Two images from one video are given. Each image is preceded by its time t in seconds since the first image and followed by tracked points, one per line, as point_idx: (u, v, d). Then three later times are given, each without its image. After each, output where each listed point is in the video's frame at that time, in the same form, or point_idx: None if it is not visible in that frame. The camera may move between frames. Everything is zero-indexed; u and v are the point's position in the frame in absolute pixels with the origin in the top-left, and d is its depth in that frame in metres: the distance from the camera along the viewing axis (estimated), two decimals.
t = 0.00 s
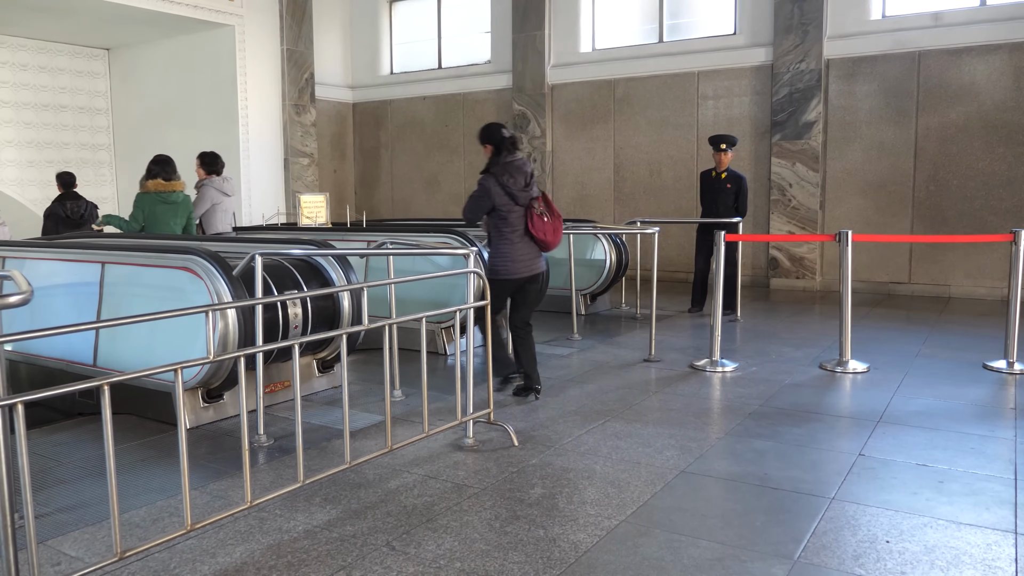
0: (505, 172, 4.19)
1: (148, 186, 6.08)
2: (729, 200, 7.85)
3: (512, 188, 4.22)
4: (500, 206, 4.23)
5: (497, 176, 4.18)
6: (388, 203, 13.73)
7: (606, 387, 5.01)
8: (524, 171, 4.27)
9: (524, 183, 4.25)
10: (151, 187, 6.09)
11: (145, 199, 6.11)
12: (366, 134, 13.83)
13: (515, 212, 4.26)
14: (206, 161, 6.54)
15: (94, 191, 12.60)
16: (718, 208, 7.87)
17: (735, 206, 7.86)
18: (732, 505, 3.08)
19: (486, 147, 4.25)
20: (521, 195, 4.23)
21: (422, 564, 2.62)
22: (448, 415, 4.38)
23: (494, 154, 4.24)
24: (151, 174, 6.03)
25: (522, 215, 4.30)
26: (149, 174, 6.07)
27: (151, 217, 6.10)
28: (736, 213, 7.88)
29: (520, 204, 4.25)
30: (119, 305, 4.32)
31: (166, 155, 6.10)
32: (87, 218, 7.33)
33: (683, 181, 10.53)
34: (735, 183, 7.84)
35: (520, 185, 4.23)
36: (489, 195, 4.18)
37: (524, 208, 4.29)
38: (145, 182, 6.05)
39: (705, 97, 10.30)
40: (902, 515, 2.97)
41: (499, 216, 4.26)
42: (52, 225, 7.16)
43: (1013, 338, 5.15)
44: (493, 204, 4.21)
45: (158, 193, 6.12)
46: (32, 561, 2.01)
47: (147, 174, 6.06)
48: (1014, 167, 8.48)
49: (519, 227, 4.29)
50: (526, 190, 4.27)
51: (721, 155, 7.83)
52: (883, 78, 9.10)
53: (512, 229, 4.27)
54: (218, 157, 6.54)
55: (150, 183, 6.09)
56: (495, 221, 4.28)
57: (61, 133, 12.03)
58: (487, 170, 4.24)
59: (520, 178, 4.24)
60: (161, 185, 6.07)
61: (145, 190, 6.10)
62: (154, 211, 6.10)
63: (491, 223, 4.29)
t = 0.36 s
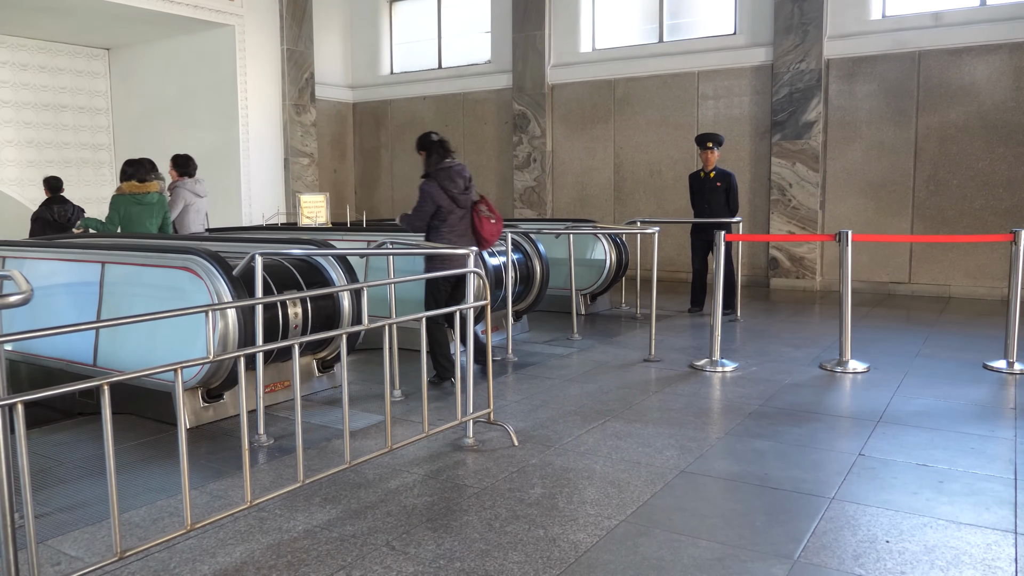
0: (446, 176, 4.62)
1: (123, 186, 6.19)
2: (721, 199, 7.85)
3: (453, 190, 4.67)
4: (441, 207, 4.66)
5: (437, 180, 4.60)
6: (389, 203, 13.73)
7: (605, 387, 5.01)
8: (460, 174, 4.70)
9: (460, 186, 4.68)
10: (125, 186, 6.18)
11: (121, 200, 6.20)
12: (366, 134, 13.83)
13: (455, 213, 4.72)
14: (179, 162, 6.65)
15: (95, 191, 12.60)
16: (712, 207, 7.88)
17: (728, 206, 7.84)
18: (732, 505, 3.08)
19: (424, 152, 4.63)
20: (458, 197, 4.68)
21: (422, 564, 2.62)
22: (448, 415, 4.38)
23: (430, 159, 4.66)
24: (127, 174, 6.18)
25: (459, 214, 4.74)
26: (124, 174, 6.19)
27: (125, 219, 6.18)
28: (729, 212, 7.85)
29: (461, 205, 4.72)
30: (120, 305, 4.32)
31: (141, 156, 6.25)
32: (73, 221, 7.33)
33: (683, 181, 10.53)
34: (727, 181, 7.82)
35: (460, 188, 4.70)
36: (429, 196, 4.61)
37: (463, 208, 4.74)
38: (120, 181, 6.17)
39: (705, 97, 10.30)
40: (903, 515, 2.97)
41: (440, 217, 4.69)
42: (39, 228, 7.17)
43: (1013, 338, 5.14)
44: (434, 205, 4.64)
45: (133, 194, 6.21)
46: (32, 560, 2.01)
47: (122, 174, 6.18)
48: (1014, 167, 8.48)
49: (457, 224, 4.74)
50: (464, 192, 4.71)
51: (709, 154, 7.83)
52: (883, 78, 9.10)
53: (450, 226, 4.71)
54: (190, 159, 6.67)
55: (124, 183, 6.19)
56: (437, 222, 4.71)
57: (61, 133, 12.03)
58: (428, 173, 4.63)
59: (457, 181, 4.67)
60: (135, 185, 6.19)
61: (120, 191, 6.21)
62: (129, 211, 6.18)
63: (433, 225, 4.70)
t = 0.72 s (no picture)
0: (389, 180, 4.93)
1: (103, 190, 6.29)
2: (716, 199, 7.85)
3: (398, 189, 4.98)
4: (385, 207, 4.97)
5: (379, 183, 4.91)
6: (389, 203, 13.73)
7: (605, 387, 5.01)
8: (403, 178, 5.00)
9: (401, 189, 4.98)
10: (105, 189, 6.29)
11: (101, 204, 6.29)
12: (366, 134, 13.83)
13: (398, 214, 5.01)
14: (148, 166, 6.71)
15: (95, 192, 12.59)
16: (708, 208, 7.86)
17: (723, 205, 7.88)
18: (733, 505, 3.08)
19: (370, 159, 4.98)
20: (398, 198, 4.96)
21: (422, 564, 2.62)
22: (448, 415, 4.39)
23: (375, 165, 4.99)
24: (106, 177, 6.27)
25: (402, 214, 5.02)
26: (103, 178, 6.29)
27: (106, 220, 6.27)
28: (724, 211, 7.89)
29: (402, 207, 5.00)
30: (119, 305, 4.32)
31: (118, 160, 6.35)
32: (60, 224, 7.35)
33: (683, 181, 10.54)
34: (721, 181, 7.85)
35: (401, 191, 5.02)
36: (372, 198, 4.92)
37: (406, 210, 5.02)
38: (100, 186, 6.28)
39: (705, 97, 10.30)
40: (903, 515, 2.97)
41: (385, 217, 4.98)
42: (27, 232, 7.19)
43: (1013, 338, 5.14)
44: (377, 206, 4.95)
45: (114, 197, 6.32)
46: (32, 560, 2.01)
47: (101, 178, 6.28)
48: (1014, 167, 8.48)
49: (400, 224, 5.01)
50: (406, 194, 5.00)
51: (699, 155, 7.86)
52: (883, 78, 9.10)
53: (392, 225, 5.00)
54: (158, 162, 6.74)
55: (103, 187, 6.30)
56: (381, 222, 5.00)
57: (61, 133, 12.03)
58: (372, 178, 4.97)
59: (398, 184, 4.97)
60: (115, 188, 6.28)
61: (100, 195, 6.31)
62: (110, 214, 6.28)
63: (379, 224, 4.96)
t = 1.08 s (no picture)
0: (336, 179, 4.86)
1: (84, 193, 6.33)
2: (717, 199, 7.84)
3: (343, 188, 4.89)
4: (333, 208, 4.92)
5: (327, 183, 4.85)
6: (389, 203, 13.74)
7: (606, 387, 5.01)
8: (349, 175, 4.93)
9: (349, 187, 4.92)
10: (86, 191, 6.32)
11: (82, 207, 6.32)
12: (366, 134, 13.83)
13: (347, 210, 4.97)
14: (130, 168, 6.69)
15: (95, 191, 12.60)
16: (707, 208, 7.86)
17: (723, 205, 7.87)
18: (733, 506, 3.08)
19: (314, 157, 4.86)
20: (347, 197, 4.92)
21: (422, 564, 2.62)
22: (448, 415, 4.38)
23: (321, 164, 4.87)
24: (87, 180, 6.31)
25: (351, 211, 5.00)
26: (85, 181, 6.33)
27: (89, 222, 6.30)
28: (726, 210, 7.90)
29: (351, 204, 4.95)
30: (119, 305, 4.32)
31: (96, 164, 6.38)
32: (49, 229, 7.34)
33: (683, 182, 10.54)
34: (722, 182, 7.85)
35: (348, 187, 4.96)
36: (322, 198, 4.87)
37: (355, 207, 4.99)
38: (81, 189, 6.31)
39: (705, 97, 10.31)
40: (903, 515, 2.96)
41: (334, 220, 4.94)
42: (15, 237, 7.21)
43: (1014, 339, 5.14)
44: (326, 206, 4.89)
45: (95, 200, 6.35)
46: (32, 560, 2.01)
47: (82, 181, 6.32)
48: (1014, 167, 8.47)
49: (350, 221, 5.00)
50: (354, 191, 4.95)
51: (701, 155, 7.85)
52: (883, 79, 9.10)
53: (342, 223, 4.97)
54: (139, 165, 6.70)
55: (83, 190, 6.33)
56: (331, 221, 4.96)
57: (62, 133, 12.03)
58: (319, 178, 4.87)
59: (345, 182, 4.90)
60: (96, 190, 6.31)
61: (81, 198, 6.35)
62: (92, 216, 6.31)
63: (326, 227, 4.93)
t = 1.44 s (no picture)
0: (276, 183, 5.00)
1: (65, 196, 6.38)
2: (721, 199, 7.85)
3: (282, 194, 5.02)
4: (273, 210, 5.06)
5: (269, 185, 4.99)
6: (389, 203, 13.74)
7: (605, 387, 5.01)
8: (292, 179, 5.05)
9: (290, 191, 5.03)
10: (68, 194, 6.37)
11: (63, 210, 6.37)
12: (366, 134, 13.83)
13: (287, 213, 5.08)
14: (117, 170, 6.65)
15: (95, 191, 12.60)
16: (711, 207, 7.87)
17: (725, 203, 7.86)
18: (733, 506, 3.08)
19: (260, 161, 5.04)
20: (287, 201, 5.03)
21: (422, 564, 2.62)
22: (448, 415, 4.38)
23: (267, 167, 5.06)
24: (68, 183, 6.35)
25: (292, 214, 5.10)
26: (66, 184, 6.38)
27: (71, 225, 6.36)
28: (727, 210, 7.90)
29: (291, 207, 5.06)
30: (120, 305, 4.32)
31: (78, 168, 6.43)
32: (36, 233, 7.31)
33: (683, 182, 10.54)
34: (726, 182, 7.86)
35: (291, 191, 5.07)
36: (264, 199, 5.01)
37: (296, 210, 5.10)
38: (63, 193, 6.36)
39: (705, 97, 10.31)
40: (903, 515, 2.96)
41: (275, 224, 5.08)
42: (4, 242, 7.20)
43: (1014, 339, 5.13)
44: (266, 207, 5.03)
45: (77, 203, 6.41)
46: (32, 560, 2.01)
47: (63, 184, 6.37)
48: (1014, 167, 8.47)
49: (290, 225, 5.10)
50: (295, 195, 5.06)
51: (710, 154, 7.83)
52: (883, 79, 9.10)
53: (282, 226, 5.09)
54: (127, 168, 6.64)
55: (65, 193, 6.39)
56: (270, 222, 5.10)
57: (62, 134, 12.03)
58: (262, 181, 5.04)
59: (287, 186, 5.03)
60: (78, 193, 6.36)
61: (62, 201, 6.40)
62: (73, 218, 6.37)
63: (269, 232, 5.08)
